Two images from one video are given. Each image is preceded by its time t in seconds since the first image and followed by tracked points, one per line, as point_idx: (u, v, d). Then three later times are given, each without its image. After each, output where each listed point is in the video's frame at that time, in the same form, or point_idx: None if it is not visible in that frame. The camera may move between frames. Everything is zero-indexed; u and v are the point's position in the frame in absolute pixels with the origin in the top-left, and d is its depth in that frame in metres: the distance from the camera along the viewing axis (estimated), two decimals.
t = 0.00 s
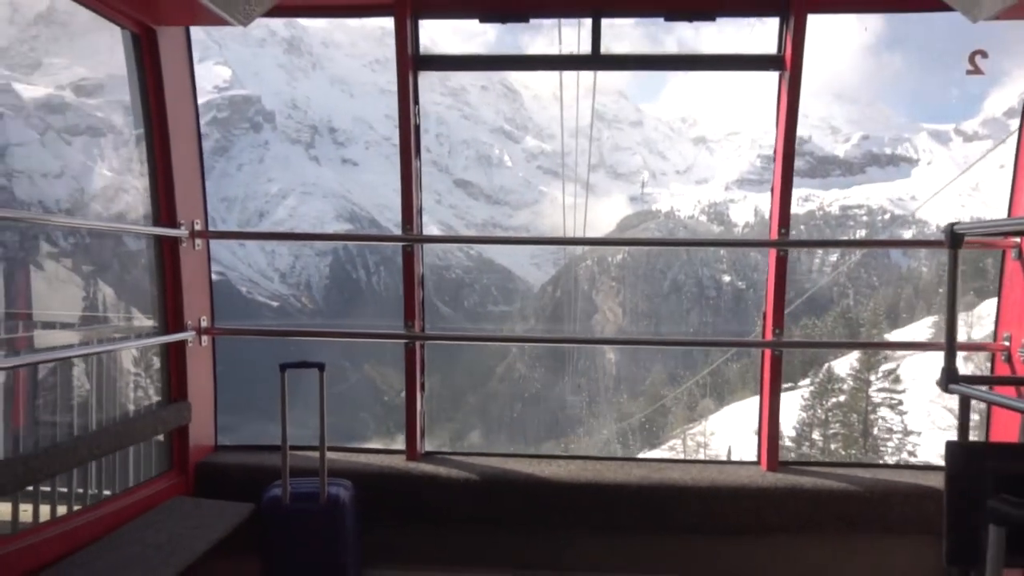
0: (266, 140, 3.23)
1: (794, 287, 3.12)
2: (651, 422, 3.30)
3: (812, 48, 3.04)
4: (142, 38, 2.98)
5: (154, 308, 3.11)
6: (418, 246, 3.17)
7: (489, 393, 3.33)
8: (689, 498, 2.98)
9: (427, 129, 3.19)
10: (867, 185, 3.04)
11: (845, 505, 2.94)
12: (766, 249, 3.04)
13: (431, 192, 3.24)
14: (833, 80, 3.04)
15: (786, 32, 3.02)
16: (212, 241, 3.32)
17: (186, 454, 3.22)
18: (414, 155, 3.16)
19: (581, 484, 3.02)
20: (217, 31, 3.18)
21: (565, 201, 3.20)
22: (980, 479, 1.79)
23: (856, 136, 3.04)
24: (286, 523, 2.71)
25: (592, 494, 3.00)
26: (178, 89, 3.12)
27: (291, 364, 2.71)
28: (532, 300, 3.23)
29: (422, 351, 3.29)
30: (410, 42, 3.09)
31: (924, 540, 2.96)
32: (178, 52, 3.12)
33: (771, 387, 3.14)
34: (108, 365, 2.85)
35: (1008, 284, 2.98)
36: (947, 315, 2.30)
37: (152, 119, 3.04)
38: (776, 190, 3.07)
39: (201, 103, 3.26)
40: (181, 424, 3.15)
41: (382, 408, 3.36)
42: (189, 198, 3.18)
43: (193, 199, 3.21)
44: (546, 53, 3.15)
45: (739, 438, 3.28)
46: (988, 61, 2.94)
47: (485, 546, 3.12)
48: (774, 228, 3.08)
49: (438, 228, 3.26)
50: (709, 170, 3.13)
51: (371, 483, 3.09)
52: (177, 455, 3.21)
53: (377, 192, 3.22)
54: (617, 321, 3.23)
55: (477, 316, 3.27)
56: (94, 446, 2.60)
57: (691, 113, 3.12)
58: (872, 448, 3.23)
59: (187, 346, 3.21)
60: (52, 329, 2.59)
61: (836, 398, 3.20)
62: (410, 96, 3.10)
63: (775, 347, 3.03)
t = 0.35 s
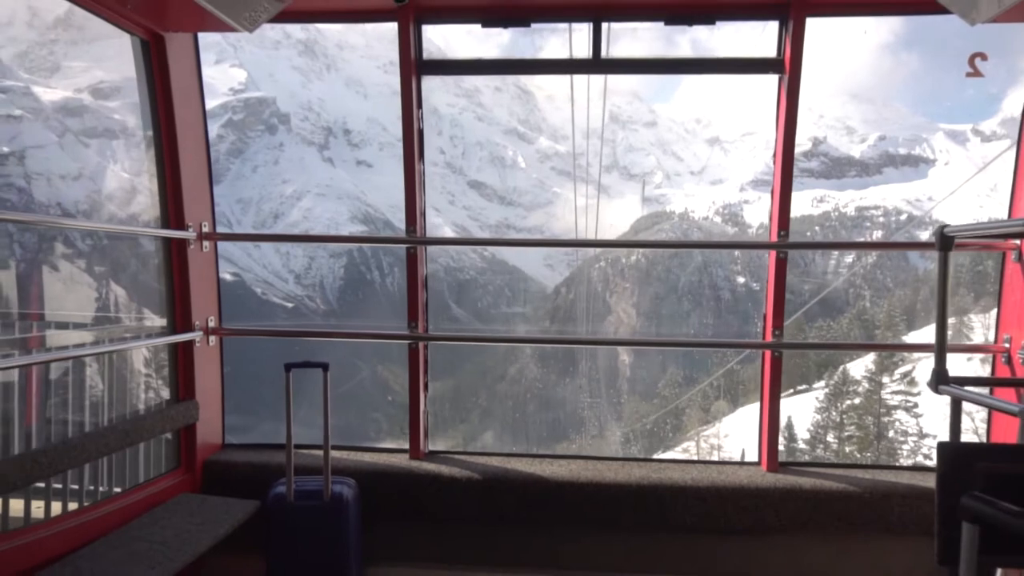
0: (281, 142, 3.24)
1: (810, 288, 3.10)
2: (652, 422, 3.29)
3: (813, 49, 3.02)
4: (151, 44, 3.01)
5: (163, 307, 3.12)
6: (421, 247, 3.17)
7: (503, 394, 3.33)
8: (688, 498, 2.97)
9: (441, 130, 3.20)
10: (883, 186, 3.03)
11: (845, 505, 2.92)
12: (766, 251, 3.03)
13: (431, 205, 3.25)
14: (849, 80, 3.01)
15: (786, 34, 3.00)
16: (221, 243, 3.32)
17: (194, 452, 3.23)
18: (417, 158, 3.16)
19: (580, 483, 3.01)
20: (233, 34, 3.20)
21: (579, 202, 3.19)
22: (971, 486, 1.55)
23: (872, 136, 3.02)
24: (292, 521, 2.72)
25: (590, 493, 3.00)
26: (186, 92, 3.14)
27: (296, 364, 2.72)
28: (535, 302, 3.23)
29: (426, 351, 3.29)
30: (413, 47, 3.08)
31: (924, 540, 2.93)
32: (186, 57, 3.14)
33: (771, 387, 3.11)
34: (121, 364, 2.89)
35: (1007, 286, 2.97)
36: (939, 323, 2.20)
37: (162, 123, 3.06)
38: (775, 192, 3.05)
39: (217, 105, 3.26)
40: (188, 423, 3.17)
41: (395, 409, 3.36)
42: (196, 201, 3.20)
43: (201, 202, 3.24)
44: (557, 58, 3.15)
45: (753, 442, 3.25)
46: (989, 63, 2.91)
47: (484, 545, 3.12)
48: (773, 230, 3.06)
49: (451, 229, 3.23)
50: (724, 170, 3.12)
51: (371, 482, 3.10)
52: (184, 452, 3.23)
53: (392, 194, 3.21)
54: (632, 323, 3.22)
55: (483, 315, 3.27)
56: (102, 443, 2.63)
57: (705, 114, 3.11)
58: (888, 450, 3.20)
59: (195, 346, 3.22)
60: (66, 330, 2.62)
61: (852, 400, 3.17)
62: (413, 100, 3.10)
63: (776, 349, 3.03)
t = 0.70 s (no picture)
0: (304, 143, 3.26)
1: (833, 291, 3.08)
2: (659, 423, 3.28)
3: (820, 51, 3.00)
4: (167, 49, 3.05)
5: (177, 305, 3.16)
6: (430, 249, 3.19)
7: (524, 395, 3.33)
8: (691, 498, 2.95)
9: (463, 131, 3.21)
10: (908, 187, 2.99)
11: (852, 508, 2.88)
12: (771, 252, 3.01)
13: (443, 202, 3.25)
14: (874, 80, 2.99)
15: (791, 38, 2.98)
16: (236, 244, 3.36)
17: (208, 448, 3.26)
18: (427, 159, 3.17)
19: (585, 482, 3.00)
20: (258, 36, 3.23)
21: (601, 203, 3.18)
22: (966, 479, 1.97)
23: (897, 136, 2.99)
24: (301, 515, 2.76)
25: (591, 492, 2.99)
26: (200, 95, 3.18)
27: (307, 363, 2.78)
28: (540, 302, 3.24)
29: (435, 350, 3.30)
30: (422, 50, 3.09)
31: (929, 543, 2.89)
32: (201, 62, 3.18)
33: (776, 385, 3.10)
34: (141, 361, 2.96)
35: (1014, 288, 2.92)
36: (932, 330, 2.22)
37: (177, 124, 3.10)
38: (781, 194, 3.03)
39: (241, 107, 3.29)
40: (202, 420, 3.20)
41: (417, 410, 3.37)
42: (211, 202, 3.23)
43: (215, 203, 3.26)
44: (577, 58, 3.14)
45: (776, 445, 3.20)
46: (996, 66, 2.89)
47: (488, 540, 3.15)
48: (778, 233, 3.03)
49: (473, 231, 3.21)
50: (746, 172, 3.10)
51: (376, 478, 3.12)
52: (199, 449, 3.26)
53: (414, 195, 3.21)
54: (653, 325, 3.21)
55: (495, 315, 3.27)
56: (118, 437, 2.68)
57: (729, 115, 3.10)
58: (913, 455, 3.14)
59: (209, 344, 3.25)
60: (85, 328, 2.70)
61: (875, 403, 3.14)
62: (422, 104, 3.10)
63: (781, 351, 3.02)
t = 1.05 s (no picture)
0: (326, 145, 3.28)
1: (856, 292, 3.05)
2: (665, 421, 3.26)
3: (833, 52, 3.00)
4: (182, 56, 3.08)
5: (193, 304, 3.20)
6: (440, 250, 3.21)
7: (542, 397, 3.33)
8: (700, 498, 2.93)
9: (483, 132, 3.22)
10: (934, 186, 2.95)
11: (865, 509, 2.85)
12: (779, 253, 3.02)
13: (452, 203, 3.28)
14: (899, 79, 2.95)
15: (797, 39, 2.98)
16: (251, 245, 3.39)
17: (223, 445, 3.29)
18: (436, 162, 3.20)
19: (593, 480, 2.99)
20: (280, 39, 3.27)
21: (622, 203, 3.17)
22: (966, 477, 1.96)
23: (922, 135, 2.94)
24: (314, 510, 2.80)
25: (598, 492, 2.98)
26: (215, 99, 3.22)
27: (318, 362, 2.85)
28: (546, 302, 3.24)
29: (445, 350, 3.32)
30: (432, 54, 3.13)
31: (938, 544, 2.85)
32: (215, 67, 3.22)
33: (785, 386, 3.09)
34: (158, 360, 3.00)
35: None
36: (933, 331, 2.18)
37: (192, 127, 3.14)
38: (789, 196, 3.02)
39: (263, 110, 3.31)
40: (217, 418, 3.23)
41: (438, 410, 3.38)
42: (225, 204, 3.27)
43: (230, 206, 3.31)
44: (593, 62, 3.15)
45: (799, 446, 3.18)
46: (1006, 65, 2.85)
47: (495, 538, 3.16)
48: (786, 232, 3.04)
49: (494, 232, 3.21)
50: (768, 171, 3.07)
51: (385, 477, 3.13)
52: (213, 447, 3.29)
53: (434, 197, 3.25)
54: (673, 325, 3.19)
55: (503, 317, 3.28)
56: (134, 434, 2.70)
57: (750, 114, 3.08)
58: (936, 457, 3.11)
59: (224, 343, 3.28)
60: (105, 328, 2.75)
61: (899, 404, 3.10)
62: (432, 106, 3.15)
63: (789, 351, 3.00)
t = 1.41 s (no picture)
0: (349, 147, 3.29)
1: (882, 292, 3.01)
2: (675, 419, 3.26)
3: (853, 49, 2.96)
4: (199, 62, 3.12)
5: (209, 303, 3.24)
6: (452, 251, 3.23)
7: (564, 398, 3.33)
8: (710, 497, 2.92)
9: (505, 132, 3.22)
10: (962, 186, 2.91)
11: (877, 512, 2.83)
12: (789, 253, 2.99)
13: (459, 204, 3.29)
14: (927, 77, 2.92)
15: (807, 39, 2.96)
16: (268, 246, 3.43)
17: (239, 442, 3.32)
18: (448, 163, 3.22)
19: (604, 480, 2.99)
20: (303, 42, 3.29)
21: (644, 203, 3.16)
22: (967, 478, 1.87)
23: (950, 133, 2.91)
24: (329, 507, 2.84)
25: (607, 490, 2.98)
26: (231, 102, 3.24)
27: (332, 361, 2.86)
28: (556, 300, 3.24)
29: (457, 349, 3.33)
30: (443, 56, 3.14)
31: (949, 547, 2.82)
32: (231, 72, 3.25)
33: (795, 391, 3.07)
34: (178, 357, 3.04)
35: None
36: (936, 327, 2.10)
37: (209, 131, 3.17)
38: (798, 192, 3.00)
39: (287, 112, 3.33)
40: (234, 415, 3.26)
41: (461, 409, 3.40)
42: (242, 205, 3.30)
43: (247, 207, 3.34)
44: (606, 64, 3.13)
45: (824, 448, 3.15)
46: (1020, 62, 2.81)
47: (505, 535, 3.15)
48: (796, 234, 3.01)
49: (515, 232, 3.21)
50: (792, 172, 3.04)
51: (399, 474, 3.15)
52: (229, 444, 3.31)
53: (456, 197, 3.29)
54: (697, 325, 3.17)
55: (514, 315, 3.29)
56: (151, 430, 2.74)
57: (775, 114, 3.05)
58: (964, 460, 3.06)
59: (240, 343, 3.31)
60: (126, 327, 2.79)
61: (927, 406, 3.06)
62: (443, 109, 3.16)
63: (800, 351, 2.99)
